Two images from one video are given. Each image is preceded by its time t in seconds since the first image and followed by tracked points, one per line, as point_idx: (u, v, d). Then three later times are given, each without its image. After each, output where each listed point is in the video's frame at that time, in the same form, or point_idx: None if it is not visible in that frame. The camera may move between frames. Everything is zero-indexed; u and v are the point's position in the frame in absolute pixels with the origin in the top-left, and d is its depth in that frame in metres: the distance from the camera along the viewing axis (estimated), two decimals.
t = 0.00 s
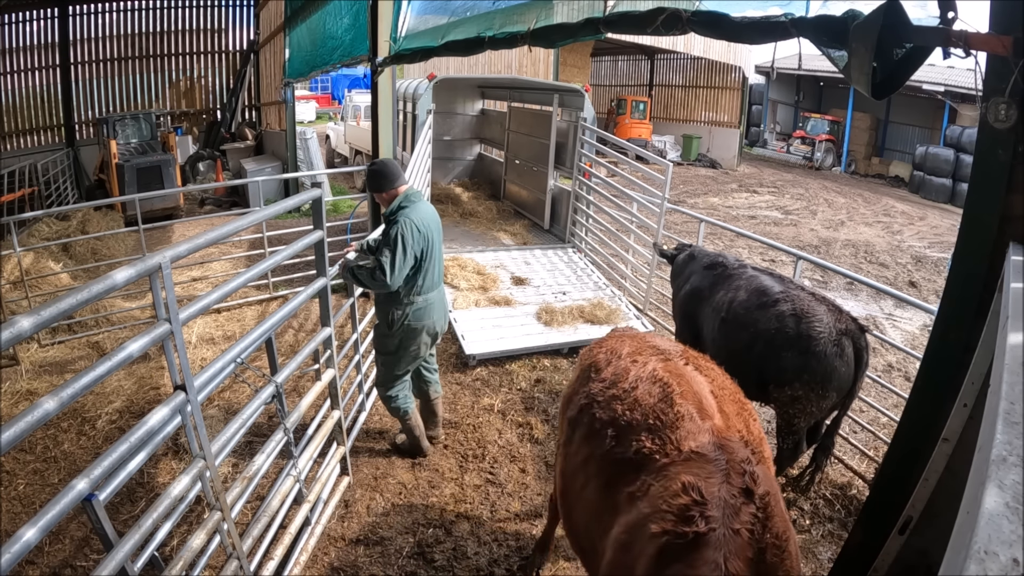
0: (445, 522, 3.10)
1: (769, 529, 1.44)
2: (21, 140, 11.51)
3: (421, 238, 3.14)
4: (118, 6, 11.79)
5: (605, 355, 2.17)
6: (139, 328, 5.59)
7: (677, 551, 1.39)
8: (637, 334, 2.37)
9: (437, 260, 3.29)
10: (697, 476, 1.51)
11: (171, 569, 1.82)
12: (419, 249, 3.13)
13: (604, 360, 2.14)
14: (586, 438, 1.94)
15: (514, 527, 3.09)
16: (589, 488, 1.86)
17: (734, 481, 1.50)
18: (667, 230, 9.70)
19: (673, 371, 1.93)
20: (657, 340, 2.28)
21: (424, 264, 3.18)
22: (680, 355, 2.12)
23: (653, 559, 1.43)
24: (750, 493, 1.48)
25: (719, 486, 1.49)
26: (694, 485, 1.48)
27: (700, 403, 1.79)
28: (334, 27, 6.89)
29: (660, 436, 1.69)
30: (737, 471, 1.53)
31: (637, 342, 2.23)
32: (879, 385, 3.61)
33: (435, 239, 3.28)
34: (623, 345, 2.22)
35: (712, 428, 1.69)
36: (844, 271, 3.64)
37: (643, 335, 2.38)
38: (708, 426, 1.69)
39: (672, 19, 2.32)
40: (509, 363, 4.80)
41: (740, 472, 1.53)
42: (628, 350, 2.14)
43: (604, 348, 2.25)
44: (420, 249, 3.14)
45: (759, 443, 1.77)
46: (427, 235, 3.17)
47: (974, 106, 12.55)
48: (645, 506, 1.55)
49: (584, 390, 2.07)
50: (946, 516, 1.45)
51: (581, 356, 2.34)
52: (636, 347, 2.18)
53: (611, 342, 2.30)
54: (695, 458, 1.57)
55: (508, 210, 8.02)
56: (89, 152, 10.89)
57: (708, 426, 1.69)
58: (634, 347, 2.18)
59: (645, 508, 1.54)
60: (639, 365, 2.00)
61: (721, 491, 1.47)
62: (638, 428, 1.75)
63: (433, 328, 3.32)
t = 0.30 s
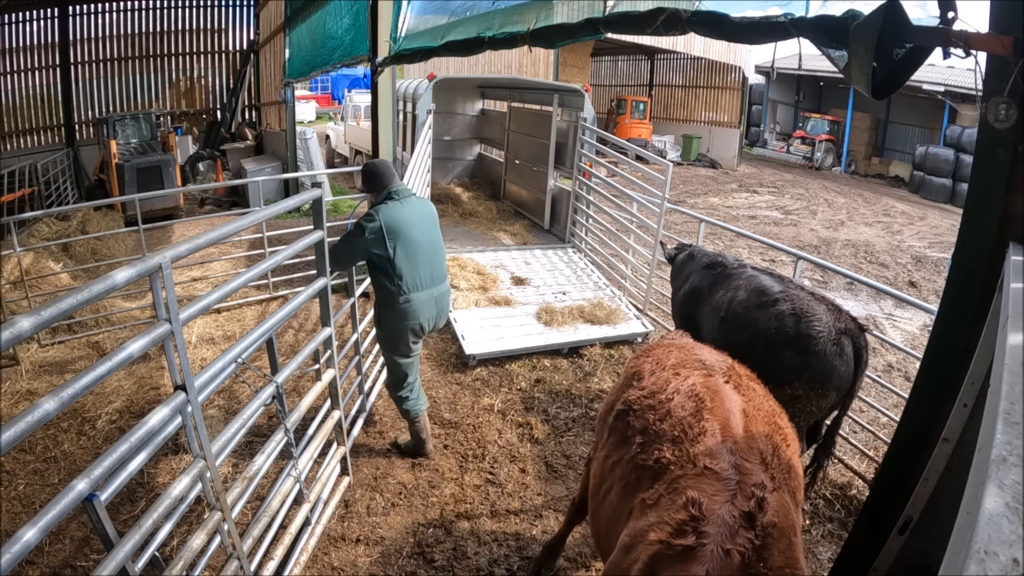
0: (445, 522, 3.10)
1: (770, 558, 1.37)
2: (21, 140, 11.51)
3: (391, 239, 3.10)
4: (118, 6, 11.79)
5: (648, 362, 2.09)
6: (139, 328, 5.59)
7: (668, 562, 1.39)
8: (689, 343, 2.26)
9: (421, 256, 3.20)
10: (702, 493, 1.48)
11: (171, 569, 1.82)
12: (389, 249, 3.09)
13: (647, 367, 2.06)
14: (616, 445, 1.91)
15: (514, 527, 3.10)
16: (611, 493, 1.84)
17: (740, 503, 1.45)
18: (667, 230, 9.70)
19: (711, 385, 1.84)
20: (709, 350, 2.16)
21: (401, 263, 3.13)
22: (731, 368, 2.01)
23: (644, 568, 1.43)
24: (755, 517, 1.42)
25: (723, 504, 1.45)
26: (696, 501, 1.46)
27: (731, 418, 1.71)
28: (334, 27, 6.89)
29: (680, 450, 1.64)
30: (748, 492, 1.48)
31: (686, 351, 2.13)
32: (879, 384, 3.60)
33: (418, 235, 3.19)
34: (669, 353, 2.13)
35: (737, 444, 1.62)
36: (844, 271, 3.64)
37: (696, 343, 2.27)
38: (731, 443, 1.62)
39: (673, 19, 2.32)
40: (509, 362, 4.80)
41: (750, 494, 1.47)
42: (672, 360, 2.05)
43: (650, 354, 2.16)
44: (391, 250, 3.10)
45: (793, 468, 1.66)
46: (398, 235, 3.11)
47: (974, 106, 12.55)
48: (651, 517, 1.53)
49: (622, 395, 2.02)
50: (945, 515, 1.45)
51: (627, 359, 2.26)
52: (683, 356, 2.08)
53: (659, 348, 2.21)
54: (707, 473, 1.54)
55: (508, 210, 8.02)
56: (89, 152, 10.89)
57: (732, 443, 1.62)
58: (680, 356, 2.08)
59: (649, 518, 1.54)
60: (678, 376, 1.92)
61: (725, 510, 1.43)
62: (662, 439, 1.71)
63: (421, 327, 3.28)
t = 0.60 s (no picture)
0: (445, 522, 3.10)
1: None
2: (21, 140, 11.50)
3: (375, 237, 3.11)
4: (118, 6, 11.78)
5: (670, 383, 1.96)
6: (139, 328, 5.59)
7: None
8: (719, 364, 2.11)
9: (409, 253, 3.18)
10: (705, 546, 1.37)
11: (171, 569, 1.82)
12: (373, 247, 3.10)
13: (669, 389, 1.93)
14: (625, 470, 1.82)
15: (514, 527, 3.10)
16: (612, 521, 1.76)
17: (745, 561, 1.33)
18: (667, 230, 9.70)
19: (736, 419, 1.70)
20: (739, 377, 2.01)
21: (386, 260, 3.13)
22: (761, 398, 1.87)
23: None
24: None
25: (726, 562, 1.34)
26: (696, 554, 1.35)
27: (751, 458, 1.57)
28: (334, 27, 6.89)
29: (689, 493, 1.53)
30: (756, 549, 1.35)
31: (713, 374, 1.99)
32: (879, 385, 3.60)
33: (405, 231, 3.18)
34: (694, 374, 1.99)
35: (751, 491, 1.49)
36: (844, 271, 3.63)
37: (727, 365, 2.11)
38: (745, 489, 1.49)
39: (673, 19, 2.32)
40: (508, 362, 4.80)
41: (759, 552, 1.35)
42: (696, 383, 1.92)
43: (673, 375, 2.03)
44: (375, 248, 3.11)
45: (811, 520, 1.52)
46: (382, 233, 3.12)
47: (974, 106, 12.55)
48: (648, 562, 1.44)
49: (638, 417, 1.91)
50: (944, 516, 1.45)
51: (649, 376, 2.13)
52: (709, 379, 1.94)
53: (685, 367, 2.07)
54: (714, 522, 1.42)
55: (508, 210, 8.02)
56: (89, 152, 10.89)
57: (747, 489, 1.49)
58: (706, 380, 1.94)
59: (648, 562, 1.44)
60: (700, 405, 1.79)
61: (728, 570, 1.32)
62: (673, 474, 1.60)
63: (410, 324, 3.26)
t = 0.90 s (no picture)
0: (445, 522, 3.10)
1: None
2: (21, 140, 11.49)
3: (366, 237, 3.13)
4: (118, 6, 11.78)
5: (659, 430, 1.85)
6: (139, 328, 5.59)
7: None
8: (716, 406, 1.98)
9: (400, 253, 3.20)
10: None
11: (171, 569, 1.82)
12: (367, 247, 3.12)
13: (657, 438, 1.82)
14: (608, 525, 1.70)
15: (514, 527, 3.09)
16: None
17: None
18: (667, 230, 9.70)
19: (727, 468, 1.57)
20: (736, 422, 1.88)
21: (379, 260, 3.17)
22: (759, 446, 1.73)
23: None
24: None
25: None
26: None
27: (744, 510, 1.43)
28: (334, 27, 6.88)
29: (673, 553, 1.40)
30: None
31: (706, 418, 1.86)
32: (879, 385, 3.59)
33: (396, 234, 3.22)
34: (685, 419, 1.87)
35: (744, 551, 1.34)
36: (844, 271, 3.63)
37: (725, 408, 1.99)
38: (737, 549, 1.34)
39: (673, 19, 2.32)
40: (509, 363, 4.80)
41: None
42: (686, 429, 1.79)
43: (661, 420, 1.92)
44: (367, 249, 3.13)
45: None
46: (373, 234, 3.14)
47: (974, 106, 12.55)
48: None
49: (621, 473, 1.80)
50: (944, 515, 1.45)
51: (640, 421, 2.01)
52: (701, 425, 1.82)
53: (677, 410, 1.94)
54: None
55: (508, 210, 8.02)
56: (89, 152, 10.88)
57: (740, 549, 1.34)
58: (697, 426, 1.81)
59: None
60: (688, 454, 1.67)
61: None
62: (655, 531, 1.49)
63: (403, 322, 3.25)
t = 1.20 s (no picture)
0: (445, 522, 3.10)
1: None
2: (21, 140, 11.47)
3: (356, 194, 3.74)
4: (118, 6, 11.78)
5: (645, 451, 1.73)
6: (139, 328, 5.59)
7: None
8: (717, 423, 1.84)
9: (383, 195, 3.82)
10: None
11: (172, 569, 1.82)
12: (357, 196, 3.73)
13: (640, 461, 1.69)
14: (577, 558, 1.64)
15: (514, 527, 3.10)
16: None
17: None
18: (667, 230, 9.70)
19: (704, 515, 1.42)
20: (735, 443, 1.73)
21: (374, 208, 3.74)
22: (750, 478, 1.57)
23: None
24: None
25: None
26: None
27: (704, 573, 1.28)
28: (334, 27, 6.89)
29: None
30: None
31: (699, 439, 1.72)
32: (879, 385, 3.59)
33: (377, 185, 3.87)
34: (675, 438, 1.74)
35: None
36: (844, 271, 3.62)
37: (727, 425, 1.84)
38: None
39: (672, 19, 2.32)
40: (509, 363, 4.81)
41: None
42: (673, 452, 1.66)
43: (651, 438, 1.80)
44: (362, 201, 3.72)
45: None
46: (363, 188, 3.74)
47: (974, 106, 12.55)
48: None
49: (599, 497, 1.70)
50: (942, 515, 1.45)
51: (633, 436, 1.90)
52: (691, 447, 1.68)
53: (671, 428, 1.81)
54: None
55: (508, 210, 8.02)
56: (89, 152, 10.89)
57: None
58: (686, 448, 1.68)
59: None
60: (666, 489, 1.53)
61: None
62: None
63: (403, 246, 3.74)
